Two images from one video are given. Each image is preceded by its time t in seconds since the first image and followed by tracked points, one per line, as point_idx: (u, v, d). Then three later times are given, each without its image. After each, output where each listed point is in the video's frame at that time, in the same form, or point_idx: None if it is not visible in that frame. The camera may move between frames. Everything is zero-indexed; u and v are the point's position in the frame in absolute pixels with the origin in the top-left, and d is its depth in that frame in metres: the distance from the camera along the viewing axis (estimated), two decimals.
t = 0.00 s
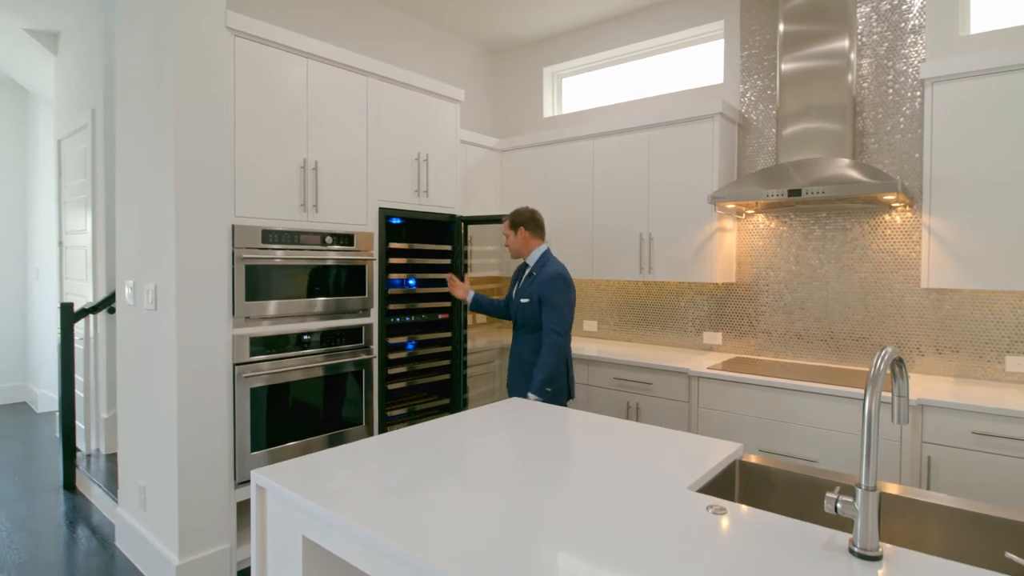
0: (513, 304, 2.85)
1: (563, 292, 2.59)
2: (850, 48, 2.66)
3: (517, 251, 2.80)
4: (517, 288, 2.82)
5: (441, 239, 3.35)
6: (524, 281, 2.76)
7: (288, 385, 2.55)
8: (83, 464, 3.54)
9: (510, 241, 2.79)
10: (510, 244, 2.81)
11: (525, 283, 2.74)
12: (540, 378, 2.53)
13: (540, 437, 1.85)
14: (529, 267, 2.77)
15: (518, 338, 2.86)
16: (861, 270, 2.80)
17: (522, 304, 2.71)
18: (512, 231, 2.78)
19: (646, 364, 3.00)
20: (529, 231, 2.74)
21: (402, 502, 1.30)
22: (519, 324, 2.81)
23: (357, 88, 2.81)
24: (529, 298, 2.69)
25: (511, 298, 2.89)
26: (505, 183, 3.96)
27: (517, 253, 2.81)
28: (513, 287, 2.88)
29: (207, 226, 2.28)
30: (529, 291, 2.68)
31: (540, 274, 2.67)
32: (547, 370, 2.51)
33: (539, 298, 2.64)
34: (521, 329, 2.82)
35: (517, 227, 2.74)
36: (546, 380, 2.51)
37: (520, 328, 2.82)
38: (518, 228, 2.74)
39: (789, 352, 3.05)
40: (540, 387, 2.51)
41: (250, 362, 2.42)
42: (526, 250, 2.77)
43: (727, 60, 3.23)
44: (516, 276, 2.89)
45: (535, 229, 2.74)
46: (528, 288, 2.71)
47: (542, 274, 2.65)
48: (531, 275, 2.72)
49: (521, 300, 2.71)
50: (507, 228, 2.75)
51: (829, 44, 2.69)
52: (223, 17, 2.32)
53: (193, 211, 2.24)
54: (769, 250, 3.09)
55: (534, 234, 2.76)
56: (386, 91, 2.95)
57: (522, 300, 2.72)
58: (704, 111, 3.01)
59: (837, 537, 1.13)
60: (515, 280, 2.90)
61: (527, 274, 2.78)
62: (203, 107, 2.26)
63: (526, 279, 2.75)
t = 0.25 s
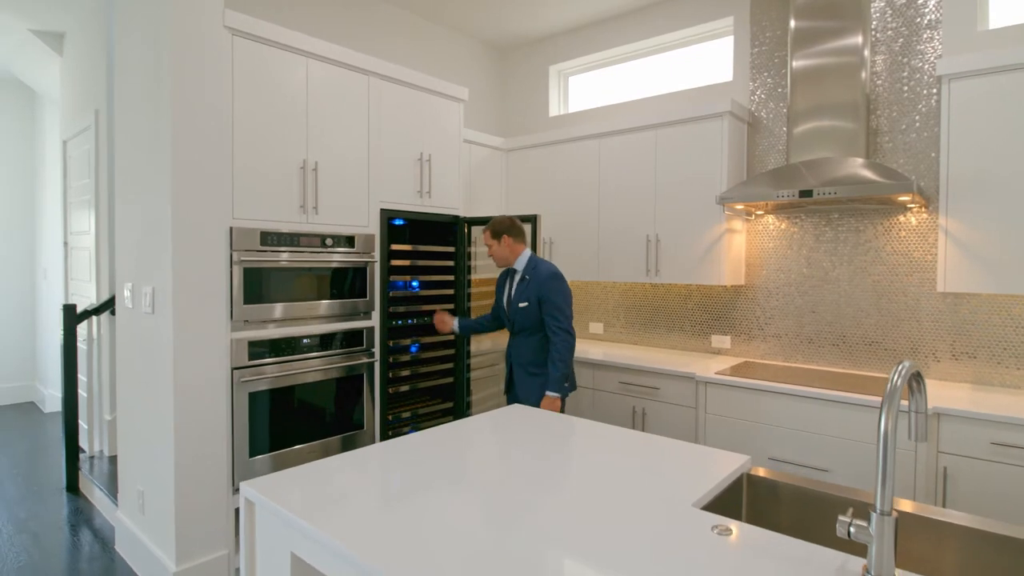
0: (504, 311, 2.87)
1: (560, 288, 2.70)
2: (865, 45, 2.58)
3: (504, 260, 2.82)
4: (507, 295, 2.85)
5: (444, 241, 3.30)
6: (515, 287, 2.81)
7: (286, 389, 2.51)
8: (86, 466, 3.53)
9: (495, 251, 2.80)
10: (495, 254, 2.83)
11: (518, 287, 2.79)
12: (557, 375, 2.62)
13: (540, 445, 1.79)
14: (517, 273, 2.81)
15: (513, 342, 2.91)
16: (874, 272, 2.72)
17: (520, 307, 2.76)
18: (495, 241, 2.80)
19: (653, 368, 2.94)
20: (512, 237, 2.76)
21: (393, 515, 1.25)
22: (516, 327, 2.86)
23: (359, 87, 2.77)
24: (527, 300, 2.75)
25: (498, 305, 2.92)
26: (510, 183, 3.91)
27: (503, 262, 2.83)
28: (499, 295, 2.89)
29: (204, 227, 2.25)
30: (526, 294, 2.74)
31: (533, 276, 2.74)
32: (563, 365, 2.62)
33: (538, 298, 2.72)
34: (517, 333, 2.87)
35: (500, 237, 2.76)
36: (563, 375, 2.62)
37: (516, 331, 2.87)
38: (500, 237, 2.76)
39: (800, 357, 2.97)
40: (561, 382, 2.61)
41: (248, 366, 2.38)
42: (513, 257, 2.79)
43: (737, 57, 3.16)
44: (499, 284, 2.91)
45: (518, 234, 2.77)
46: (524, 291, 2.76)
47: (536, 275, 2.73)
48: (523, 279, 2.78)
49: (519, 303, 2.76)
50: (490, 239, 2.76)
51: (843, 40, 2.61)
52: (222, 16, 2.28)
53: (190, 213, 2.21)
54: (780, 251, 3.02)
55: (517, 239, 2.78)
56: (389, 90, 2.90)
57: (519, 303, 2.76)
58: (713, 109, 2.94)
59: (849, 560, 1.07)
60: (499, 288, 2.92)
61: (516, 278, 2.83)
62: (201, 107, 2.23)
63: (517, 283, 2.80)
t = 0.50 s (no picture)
0: (503, 318, 2.82)
1: (553, 278, 2.69)
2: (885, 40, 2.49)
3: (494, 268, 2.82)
4: (502, 301, 2.81)
5: (450, 242, 3.26)
6: (508, 290, 2.78)
7: (288, 394, 2.47)
8: (93, 468, 3.52)
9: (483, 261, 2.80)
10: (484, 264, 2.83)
11: (513, 289, 2.75)
12: (569, 364, 2.62)
13: (546, 455, 1.73)
14: (508, 275, 2.80)
15: (518, 347, 2.86)
16: (894, 275, 2.63)
17: (520, 306, 2.73)
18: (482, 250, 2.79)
19: (664, 373, 2.87)
20: (497, 244, 2.75)
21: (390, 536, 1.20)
22: (517, 330, 2.81)
23: (363, 86, 2.72)
24: (525, 297, 2.72)
25: (495, 313, 2.86)
26: (518, 182, 3.85)
27: (493, 270, 2.83)
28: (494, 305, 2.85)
29: (205, 231, 2.21)
30: (522, 293, 2.72)
31: (525, 274, 2.74)
32: (574, 353, 2.63)
33: (535, 292, 2.71)
34: (519, 335, 2.83)
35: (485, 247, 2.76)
36: (576, 362, 2.63)
37: (518, 334, 2.83)
38: (485, 247, 2.75)
39: (816, 361, 2.89)
40: (575, 370, 2.61)
41: (249, 370, 2.34)
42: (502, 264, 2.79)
43: (751, 53, 3.07)
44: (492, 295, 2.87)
45: (502, 240, 2.75)
46: (519, 291, 2.73)
47: (528, 271, 2.74)
48: (515, 279, 2.76)
49: (518, 302, 2.73)
50: (477, 250, 2.75)
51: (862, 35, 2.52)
52: (222, 15, 2.24)
53: (191, 216, 2.17)
54: (795, 253, 2.93)
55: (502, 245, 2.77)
56: (394, 89, 2.85)
57: (518, 304, 2.73)
58: (727, 107, 2.85)
59: None
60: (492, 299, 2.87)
61: (508, 283, 2.80)
62: (202, 108, 2.19)
63: (509, 285, 2.78)
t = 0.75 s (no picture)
0: (500, 323, 2.77)
1: (542, 275, 2.65)
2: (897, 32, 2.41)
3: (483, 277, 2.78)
4: (497, 309, 2.75)
5: (449, 241, 3.19)
6: (500, 296, 2.73)
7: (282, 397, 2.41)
8: (90, 471, 3.48)
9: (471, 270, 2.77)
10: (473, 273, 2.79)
11: (505, 294, 2.70)
12: (561, 357, 2.54)
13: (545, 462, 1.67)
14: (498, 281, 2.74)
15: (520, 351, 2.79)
16: (905, 274, 2.55)
17: (514, 309, 2.68)
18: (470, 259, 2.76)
19: (668, 375, 2.80)
20: (485, 252, 2.71)
21: (379, 553, 1.14)
22: (516, 335, 2.75)
23: (360, 81, 2.66)
24: (518, 299, 2.67)
25: (493, 322, 2.80)
26: (520, 180, 3.78)
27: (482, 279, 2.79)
28: (489, 312, 2.80)
29: (197, 230, 2.15)
30: (514, 295, 2.67)
31: (514, 277, 2.69)
32: (566, 345, 2.54)
33: (527, 292, 2.66)
34: (519, 340, 2.77)
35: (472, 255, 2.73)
36: (568, 354, 2.53)
37: (517, 337, 2.77)
38: (472, 255, 2.71)
39: (824, 362, 2.81)
40: (566, 362, 2.52)
41: (243, 373, 2.29)
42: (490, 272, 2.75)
43: (758, 47, 2.99)
44: (487, 303, 2.82)
45: (489, 247, 2.72)
46: (511, 294, 2.68)
47: (517, 271, 2.69)
48: (506, 283, 2.72)
49: (512, 305, 2.68)
50: (464, 259, 2.72)
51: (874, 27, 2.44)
52: (214, 9, 2.17)
53: (182, 215, 2.12)
54: (803, 251, 2.86)
55: (490, 252, 2.73)
56: (391, 84, 2.79)
57: (511, 307, 2.68)
58: (733, 101, 2.78)
59: None
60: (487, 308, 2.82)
61: (499, 290, 2.73)
62: (192, 105, 2.13)
63: (500, 291, 2.73)
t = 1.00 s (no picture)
0: (501, 325, 2.73)
1: (543, 276, 2.59)
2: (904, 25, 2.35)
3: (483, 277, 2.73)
4: (498, 310, 2.70)
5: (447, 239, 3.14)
6: (501, 297, 2.68)
7: (275, 398, 2.37)
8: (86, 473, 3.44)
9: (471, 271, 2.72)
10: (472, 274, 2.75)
11: (505, 295, 2.65)
12: (554, 359, 2.49)
13: (542, 463, 1.62)
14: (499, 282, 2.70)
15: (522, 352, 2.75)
16: (912, 272, 2.50)
17: (514, 311, 2.63)
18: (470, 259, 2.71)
19: (670, 375, 2.75)
20: (485, 252, 2.67)
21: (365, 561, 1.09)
22: (517, 336, 2.71)
23: (355, 77, 2.61)
24: (518, 300, 2.62)
25: (494, 323, 2.76)
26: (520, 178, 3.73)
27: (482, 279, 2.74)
28: (490, 314, 2.76)
29: (188, 228, 2.11)
30: (514, 297, 2.62)
31: (514, 278, 2.64)
32: (559, 348, 2.48)
33: (527, 294, 2.61)
34: (520, 342, 2.72)
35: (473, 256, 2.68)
36: (560, 357, 2.48)
37: (518, 339, 2.72)
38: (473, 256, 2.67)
39: (830, 362, 2.76)
40: (556, 364, 2.47)
41: (235, 373, 2.24)
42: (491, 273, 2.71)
43: (761, 41, 2.94)
44: (489, 305, 2.78)
45: (490, 247, 2.67)
46: (511, 296, 2.64)
47: (517, 273, 2.64)
48: (506, 285, 2.67)
49: (512, 307, 2.63)
50: (465, 259, 2.67)
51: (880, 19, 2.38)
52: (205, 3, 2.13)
53: (172, 212, 2.07)
54: (808, 249, 2.80)
55: (490, 253, 2.69)
56: (388, 80, 2.74)
57: (511, 308, 2.63)
58: (736, 96, 2.72)
59: None
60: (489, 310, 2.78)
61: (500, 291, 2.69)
62: (183, 100, 2.09)
63: (500, 292, 2.68)
